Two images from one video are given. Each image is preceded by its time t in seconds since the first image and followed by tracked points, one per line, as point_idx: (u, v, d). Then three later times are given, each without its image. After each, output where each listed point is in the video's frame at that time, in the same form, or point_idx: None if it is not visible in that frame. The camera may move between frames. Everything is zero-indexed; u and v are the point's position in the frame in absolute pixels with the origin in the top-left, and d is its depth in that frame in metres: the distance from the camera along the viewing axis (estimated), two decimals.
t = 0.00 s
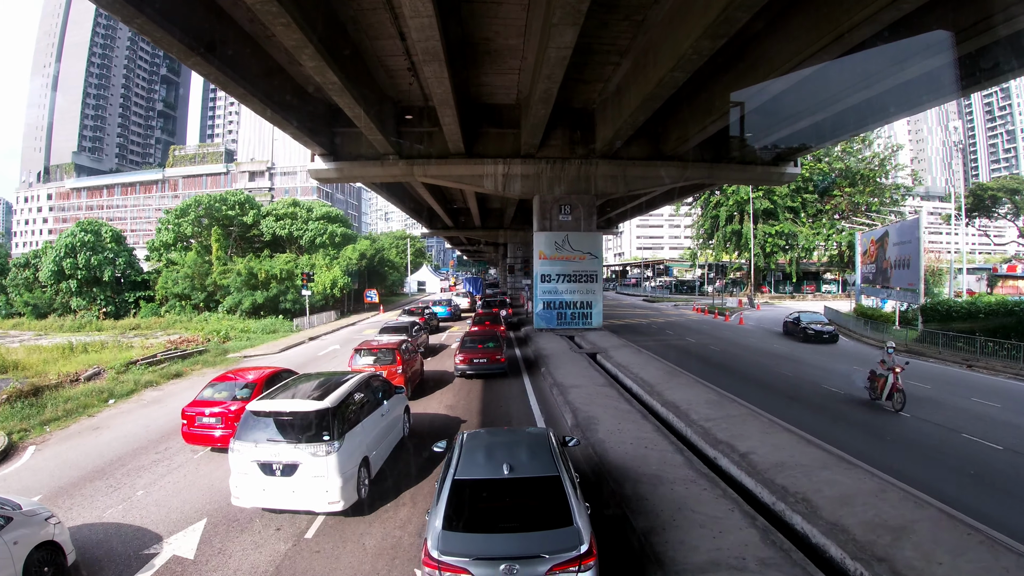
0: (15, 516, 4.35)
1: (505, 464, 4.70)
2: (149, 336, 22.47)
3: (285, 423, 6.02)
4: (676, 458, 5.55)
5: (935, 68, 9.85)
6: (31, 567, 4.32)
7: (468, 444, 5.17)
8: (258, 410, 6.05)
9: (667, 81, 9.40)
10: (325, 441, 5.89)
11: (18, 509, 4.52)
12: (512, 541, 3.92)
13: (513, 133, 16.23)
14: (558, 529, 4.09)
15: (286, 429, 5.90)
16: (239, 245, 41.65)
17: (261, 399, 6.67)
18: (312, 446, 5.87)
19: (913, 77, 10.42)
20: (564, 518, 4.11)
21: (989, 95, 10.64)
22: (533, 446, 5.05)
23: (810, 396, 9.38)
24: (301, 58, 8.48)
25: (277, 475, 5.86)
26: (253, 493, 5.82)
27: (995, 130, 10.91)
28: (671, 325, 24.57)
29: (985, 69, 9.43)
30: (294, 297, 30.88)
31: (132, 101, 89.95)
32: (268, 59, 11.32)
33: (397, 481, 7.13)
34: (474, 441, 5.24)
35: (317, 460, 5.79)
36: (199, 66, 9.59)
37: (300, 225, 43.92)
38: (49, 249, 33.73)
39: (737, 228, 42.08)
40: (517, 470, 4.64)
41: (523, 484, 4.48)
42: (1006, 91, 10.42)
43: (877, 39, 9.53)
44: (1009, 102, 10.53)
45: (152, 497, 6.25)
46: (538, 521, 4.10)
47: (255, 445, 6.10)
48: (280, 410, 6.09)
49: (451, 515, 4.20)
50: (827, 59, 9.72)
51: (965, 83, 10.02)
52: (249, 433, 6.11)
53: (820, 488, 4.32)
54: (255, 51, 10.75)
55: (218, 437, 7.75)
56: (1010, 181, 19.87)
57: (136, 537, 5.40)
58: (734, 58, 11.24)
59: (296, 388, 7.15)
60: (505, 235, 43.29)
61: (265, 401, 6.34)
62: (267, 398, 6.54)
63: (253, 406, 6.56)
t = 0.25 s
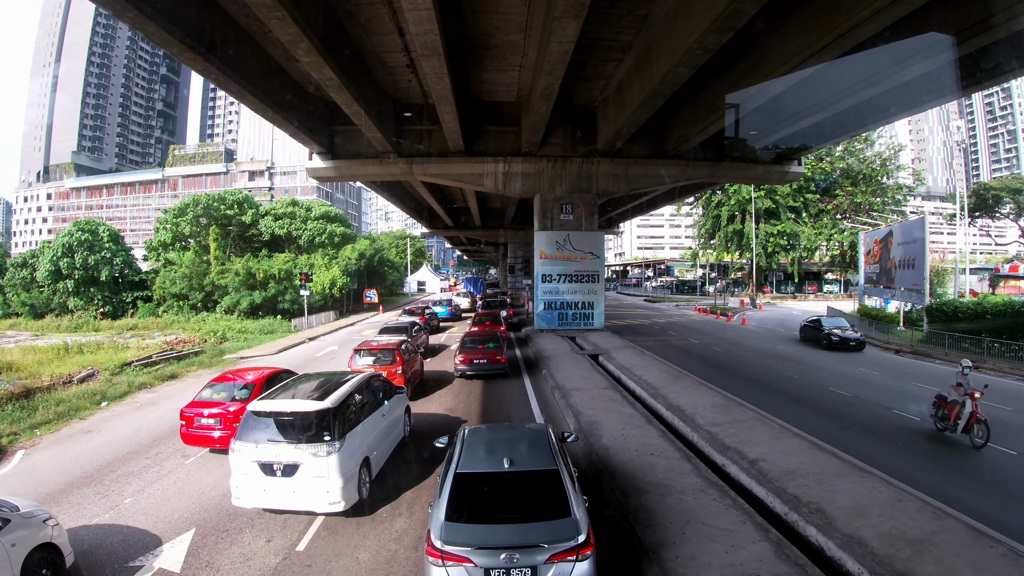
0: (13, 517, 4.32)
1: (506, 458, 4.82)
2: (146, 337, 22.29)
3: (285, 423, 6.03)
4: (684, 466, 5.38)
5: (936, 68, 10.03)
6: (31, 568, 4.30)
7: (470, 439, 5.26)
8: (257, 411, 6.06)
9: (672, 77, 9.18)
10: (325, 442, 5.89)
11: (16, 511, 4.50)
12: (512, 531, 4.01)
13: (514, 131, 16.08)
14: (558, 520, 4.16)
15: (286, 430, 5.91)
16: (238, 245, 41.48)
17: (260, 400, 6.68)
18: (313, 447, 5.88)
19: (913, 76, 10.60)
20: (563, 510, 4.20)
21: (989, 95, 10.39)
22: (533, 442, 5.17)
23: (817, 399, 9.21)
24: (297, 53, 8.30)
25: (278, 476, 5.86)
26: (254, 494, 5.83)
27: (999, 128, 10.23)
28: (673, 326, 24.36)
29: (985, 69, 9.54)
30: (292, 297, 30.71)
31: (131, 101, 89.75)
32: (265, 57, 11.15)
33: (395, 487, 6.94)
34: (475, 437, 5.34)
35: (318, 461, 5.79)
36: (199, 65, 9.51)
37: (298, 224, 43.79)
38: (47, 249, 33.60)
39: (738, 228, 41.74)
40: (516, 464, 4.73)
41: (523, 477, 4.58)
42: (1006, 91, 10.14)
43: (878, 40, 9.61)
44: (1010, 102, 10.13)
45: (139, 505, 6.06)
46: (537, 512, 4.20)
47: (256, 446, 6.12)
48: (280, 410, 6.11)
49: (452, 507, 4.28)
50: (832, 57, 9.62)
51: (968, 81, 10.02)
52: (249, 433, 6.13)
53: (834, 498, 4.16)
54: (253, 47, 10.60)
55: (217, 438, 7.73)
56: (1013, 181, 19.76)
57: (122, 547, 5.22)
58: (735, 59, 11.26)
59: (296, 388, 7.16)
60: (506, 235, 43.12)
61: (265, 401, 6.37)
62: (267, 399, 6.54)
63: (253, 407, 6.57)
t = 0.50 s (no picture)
0: (10, 520, 4.32)
1: (506, 452, 5.01)
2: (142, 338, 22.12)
3: (285, 423, 6.09)
4: (691, 474, 5.22)
5: (936, 69, 10.03)
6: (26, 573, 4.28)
7: (471, 434, 5.47)
8: (258, 411, 6.12)
9: (675, 73, 9.00)
10: (325, 442, 5.96)
11: (13, 513, 4.49)
12: (513, 520, 4.21)
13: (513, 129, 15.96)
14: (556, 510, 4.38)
15: (286, 430, 5.98)
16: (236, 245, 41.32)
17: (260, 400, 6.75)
18: (313, 447, 5.95)
19: (913, 77, 10.61)
20: (561, 501, 4.41)
21: (990, 95, 9.99)
22: (533, 437, 5.36)
23: (823, 401, 9.06)
24: (292, 48, 8.14)
25: (278, 476, 5.93)
26: (254, 494, 5.90)
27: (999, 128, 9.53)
28: (675, 326, 24.17)
29: (985, 69, 9.30)
30: (291, 297, 30.55)
31: (130, 100, 89.56)
32: (262, 54, 10.98)
33: (392, 494, 6.78)
34: (476, 431, 5.55)
35: (318, 461, 5.86)
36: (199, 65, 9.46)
37: (297, 224, 43.61)
38: (44, 248, 33.47)
39: (740, 228, 41.44)
40: (517, 457, 4.96)
41: (523, 471, 4.78)
42: (1006, 91, 9.73)
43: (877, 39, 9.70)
44: (1011, 101, 9.66)
45: (126, 514, 5.89)
46: (536, 504, 4.39)
47: (256, 446, 6.19)
48: (281, 410, 6.19)
49: (455, 500, 4.49)
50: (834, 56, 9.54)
51: (967, 82, 9.89)
52: (250, 434, 6.21)
53: (847, 507, 4.02)
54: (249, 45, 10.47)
55: (215, 440, 7.64)
56: (1017, 180, 19.60)
57: (108, 558, 5.06)
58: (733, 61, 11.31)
59: (296, 388, 7.22)
60: (506, 234, 42.97)
61: (265, 401, 6.43)
62: (267, 399, 6.60)
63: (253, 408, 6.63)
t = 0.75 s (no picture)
0: (8, 523, 4.32)
1: (506, 445, 5.15)
2: (137, 338, 21.95)
3: (286, 423, 6.09)
4: (699, 483, 5.05)
5: (935, 69, 9.95)
6: None
7: (472, 429, 5.58)
8: (257, 412, 6.12)
9: (678, 69, 8.84)
10: (326, 443, 5.99)
11: (11, 515, 4.49)
12: (512, 509, 4.34)
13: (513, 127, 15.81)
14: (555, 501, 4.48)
15: (287, 430, 5.99)
16: (234, 245, 41.09)
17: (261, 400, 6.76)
18: (313, 448, 5.98)
19: (914, 77, 10.55)
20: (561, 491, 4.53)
21: (991, 95, 9.77)
22: (532, 430, 5.49)
23: (832, 406, 8.87)
24: (287, 43, 7.98)
25: (277, 476, 5.96)
26: (254, 495, 5.92)
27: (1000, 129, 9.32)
28: (676, 327, 23.95)
29: (985, 69, 9.09)
30: (288, 297, 30.36)
31: (129, 100, 89.28)
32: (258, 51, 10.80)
33: (388, 503, 6.56)
34: (477, 427, 5.67)
35: (319, 461, 5.89)
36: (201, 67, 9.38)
37: (295, 224, 43.38)
38: (40, 248, 33.26)
39: (741, 227, 41.13)
40: (517, 450, 5.09)
41: (523, 462, 4.88)
42: (1007, 91, 9.50)
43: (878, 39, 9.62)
44: (1011, 101, 9.43)
45: (111, 525, 5.68)
46: (536, 493, 4.50)
47: (256, 446, 6.21)
48: (282, 410, 6.21)
49: (457, 491, 4.59)
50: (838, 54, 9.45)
51: (967, 82, 9.61)
52: (250, 434, 6.23)
53: (864, 519, 3.88)
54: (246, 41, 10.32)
55: (212, 443, 7.50)
56: (1022, 180, 19.43)
57: (96, 569, 4.88)
58: (734, 61, 11.36)
59: (295, 388, 7.22)
60: (506, 234, 42.79)
61: (264, 402, 6.44)
62: (268, 399, 6.60)
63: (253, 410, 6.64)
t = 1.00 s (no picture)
0: (7, 525, 4.30)
1: (505, 440, 5.38)
2: (134, 339, 21.84)
3: (286, 424, 6.10)
4: (708, 492, 4.91)
5: (935, 69, 9.87)
6: None
7: (473, 426, 5.86)
8: (257, 413, 6.12)
9: (682, 65, 8.70)
10: (326, 444, 6.00)
11: (9, 517, 4.47)
12: (513, 501, 4.57)
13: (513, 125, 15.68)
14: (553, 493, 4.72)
15: (287, 431, 5.99)
16: (232, 245, 40.91)
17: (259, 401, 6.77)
18: (313, 449, 5.99)
19: (914, 76, 10.50)
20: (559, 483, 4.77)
21: (991, 95, 9.88)
22: (530, 426, 5.73)
23: (840, 409, 8.71)
24: (282, 37, 7.83)
25: (277, 478, 5.98)
26: (254, 496, 5.94)
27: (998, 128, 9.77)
28: (678, 327, 23.76)
29: (985, 69, 8.98)
30: (286, 297, 30.20)
31: (128, 99, 89.04)
32: (255, 49, 10.67)
33: (385, 511, 6.38)
34: (478, 423, 5.94)
35: (319, 462, 5.90)
36: (199, 66, 9.40)
37: (294, 223, 43.18)
38: (37, 248, 33.10)
39: (742, 227, 41.01)
40: (517, 445, 5.31)
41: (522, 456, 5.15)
42: (1008, 91, 9.63)
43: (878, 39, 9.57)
44: (1011, 101, 9.65)
45: (96, 536, 5.48)
46: (536, 486, 4.73)
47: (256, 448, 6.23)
48: (281, 411, 6.21)
49: (458, 483, 4.86)
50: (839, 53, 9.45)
51: (967, 82, 9.54)
52: (249, 435, 6.24)
53: (881, 531, 3.77)
54: (242, 39, 10.19)
55: (208, 445, 7.33)
56: None
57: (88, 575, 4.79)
58: (733, 60, 11.47)
59: (294, 389, 7.21)
60: (506, 234, 42.64)
61: (264, 402, 6.45)
62: (267, 399, 6.60)
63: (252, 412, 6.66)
